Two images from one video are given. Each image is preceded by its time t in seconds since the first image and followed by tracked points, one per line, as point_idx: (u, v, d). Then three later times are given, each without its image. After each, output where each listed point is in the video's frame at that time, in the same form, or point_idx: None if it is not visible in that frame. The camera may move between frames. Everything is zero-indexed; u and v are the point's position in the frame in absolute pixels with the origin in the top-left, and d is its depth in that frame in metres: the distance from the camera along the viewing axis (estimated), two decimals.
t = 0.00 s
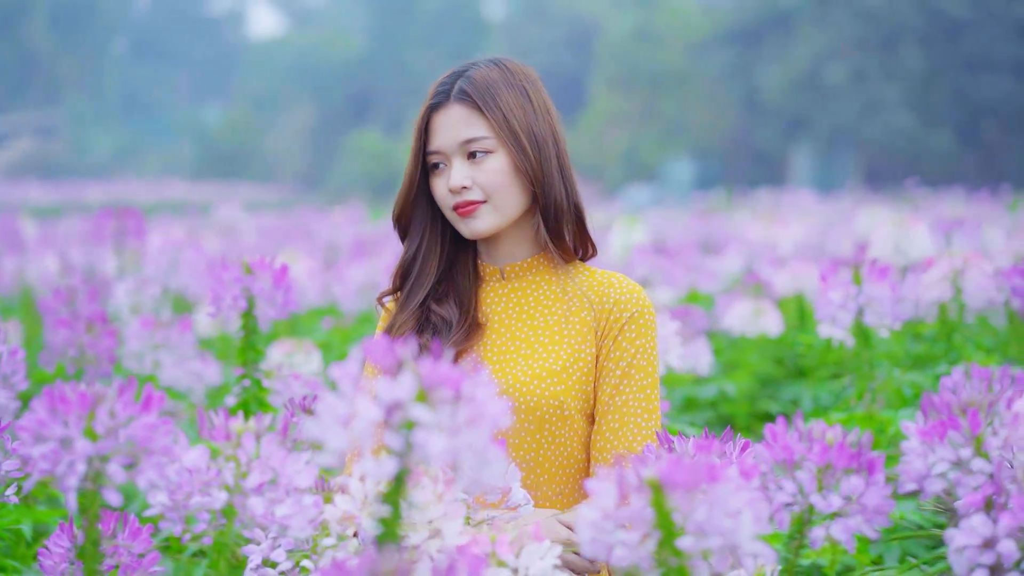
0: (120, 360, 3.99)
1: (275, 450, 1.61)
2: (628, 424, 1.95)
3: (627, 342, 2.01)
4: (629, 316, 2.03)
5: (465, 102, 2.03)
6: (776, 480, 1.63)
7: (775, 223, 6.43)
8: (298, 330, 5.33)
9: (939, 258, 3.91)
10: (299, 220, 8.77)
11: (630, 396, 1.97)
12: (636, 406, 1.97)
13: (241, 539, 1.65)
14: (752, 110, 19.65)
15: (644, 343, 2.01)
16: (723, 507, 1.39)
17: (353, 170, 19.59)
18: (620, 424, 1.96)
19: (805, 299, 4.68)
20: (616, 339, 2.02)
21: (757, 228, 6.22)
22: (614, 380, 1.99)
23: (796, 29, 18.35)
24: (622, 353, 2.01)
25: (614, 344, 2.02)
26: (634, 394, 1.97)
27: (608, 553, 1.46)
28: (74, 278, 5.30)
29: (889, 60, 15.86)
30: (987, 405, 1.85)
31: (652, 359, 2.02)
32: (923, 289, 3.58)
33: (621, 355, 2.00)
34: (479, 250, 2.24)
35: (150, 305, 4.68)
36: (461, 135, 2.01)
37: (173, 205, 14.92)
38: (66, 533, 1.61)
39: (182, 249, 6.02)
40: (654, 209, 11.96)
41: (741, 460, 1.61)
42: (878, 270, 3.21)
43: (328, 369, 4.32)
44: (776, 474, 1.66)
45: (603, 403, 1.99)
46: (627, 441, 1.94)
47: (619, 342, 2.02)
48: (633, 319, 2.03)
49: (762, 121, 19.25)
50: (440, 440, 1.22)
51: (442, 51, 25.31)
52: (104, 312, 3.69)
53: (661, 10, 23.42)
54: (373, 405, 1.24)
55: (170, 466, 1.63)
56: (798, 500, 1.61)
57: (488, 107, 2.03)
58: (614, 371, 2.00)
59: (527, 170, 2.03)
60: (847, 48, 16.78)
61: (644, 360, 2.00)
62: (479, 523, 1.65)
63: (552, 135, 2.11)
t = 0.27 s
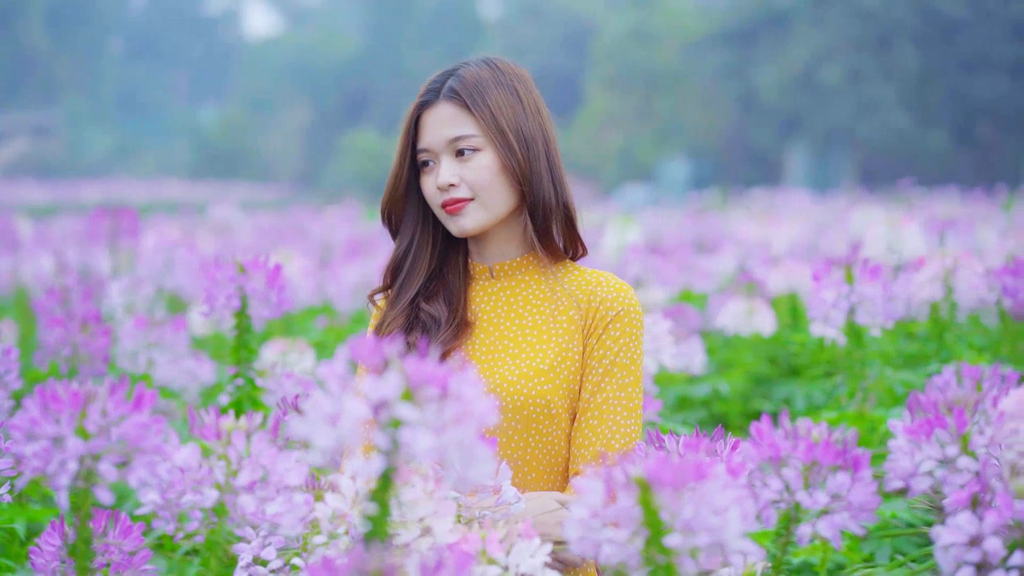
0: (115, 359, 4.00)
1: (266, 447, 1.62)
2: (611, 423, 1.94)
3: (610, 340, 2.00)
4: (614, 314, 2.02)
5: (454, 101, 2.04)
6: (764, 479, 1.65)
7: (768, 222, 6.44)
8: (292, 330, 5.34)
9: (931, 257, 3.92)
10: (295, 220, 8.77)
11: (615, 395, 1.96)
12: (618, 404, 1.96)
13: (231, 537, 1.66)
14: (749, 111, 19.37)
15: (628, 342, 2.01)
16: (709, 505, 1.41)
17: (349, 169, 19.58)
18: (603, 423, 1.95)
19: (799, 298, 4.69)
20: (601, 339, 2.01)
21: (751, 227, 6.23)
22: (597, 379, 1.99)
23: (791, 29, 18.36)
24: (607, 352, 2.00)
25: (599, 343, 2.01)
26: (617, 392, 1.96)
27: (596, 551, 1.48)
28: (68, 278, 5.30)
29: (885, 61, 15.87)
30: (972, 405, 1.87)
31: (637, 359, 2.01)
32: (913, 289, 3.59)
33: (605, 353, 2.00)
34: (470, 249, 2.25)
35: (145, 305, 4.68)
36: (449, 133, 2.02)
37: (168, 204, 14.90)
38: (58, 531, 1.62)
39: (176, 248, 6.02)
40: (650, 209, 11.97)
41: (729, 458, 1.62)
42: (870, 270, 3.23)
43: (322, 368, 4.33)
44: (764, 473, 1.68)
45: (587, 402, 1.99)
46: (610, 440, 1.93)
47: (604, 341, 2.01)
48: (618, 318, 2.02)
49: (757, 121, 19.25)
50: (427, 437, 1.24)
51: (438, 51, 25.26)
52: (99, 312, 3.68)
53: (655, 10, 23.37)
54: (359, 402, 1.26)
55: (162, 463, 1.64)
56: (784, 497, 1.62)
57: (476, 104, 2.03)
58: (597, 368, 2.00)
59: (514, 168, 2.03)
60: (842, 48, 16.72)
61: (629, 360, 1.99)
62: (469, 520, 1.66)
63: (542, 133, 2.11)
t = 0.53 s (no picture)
0: (110, 359, 3.99)
1: (256, 446, 1.63)
2: (596, 423, 1.95)
3: (596, 339, 2.01)
4: (600, 313, 2.03)
5: (444, 100, 2.05)
6: (752, 478, 1.66)
7: (763, 223, 6.45)
8: (288, 330, 5.34)
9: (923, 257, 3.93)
10: (292, 220, 8.76)
11: (601, 394, 1.97)
12: (603, 403, 1.97)
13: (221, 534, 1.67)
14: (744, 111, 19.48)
15: (614, 341, 2.01)
16: (696, 504, 1.42)
17: (347, 169, 19.57)
18: (589, 423, 1.95)
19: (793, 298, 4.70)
20: (587, 337, 2.02)
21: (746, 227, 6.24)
22: (582, 378, 1.99)
23: (788, 29, 18.36)
24: (593, 351, 2.01)
25: (585, 342, 2.02)
26: (602, 391, 1.97)
27: (585, 549, 1.48)
28: (63, 277, 5.29)
29: (881, 61, 15.87)
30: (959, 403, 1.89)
31: (622, 358, 2.02)
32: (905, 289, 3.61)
33: (590, 352, 2.00)
34: (460, 248, 2.25)
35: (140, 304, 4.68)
36: (438, 132, 2.03)
37: (164, 204, 14.88)
38: (49, 529, 1.62)
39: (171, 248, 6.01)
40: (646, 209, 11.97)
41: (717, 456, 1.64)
42: (862, 269, 3.26)
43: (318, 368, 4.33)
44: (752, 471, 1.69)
45: (571, 400, 1.99)
46: (595, 438, 1.94)
47: (590, 339, 2.01)
48: (604, 317, 2.03)
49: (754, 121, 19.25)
50: (412, 436, 1.25)
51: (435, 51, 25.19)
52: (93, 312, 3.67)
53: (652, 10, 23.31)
54: (346, 401, 1.28)
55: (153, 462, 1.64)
56: (772, 495, 1.64)
57: (465, 104, 2.04)
58: (582, 367, 2.00)
59: (502, 168, 2.03)
60: (839, 47, 16.73)
61: (613, 360, 2.00)
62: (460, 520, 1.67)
63: (532, 133, 2.11)
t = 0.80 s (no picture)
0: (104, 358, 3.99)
1: (246, 443, 1.64)
2: (581, 421, 1.96)
3: (581, 337, 2.02)
4: (586, 311, 2.04)
5: (433, 99, 2.06)
6: (741, 476, 1.66)
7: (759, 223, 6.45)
8: (283, 330, 5.34)
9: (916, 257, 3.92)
10: (288, 221, 8.77)
11: (586, 393, 1.99)
12: (589, 402, 1.98)
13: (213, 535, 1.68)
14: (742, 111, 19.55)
15: (599, 339, 2.03)
16: (686, 502, 1.42)
17: (345, 169, 19.56)
18: (574, 421, 1.97)
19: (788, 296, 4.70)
20: (573, 335, 2.03)
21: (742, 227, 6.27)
22: (567, 375, 2.00)
23: (787, 29, 18.35)
24: (579, 350, 2.02)
25: (571, 339, 2.03)
26: (586, 390, 1.99)
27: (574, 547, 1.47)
28: (57, 278, 5.28)
29: (879, 61, 15.88)
30: (946, 402, 1.90)
31: (607, 356, 2.03)
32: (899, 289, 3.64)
33: (575, 349, 2.02)
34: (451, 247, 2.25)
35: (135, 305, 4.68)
36: (427, 130, 2.04)
37: (161, 204, 14.87)
38: (40, 529, 1.62)
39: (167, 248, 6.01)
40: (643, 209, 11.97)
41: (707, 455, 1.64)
42: (855, 269, 3.27)
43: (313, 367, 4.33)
44: (742, 470, 1.70)
45: (556, 397, 2.00)
46: (579, 436, 1.96)
47: (576, 337, 2.03)
48: (589, 315, 2.04)
49: (751, 121, 19.26)
50: (401, 435, 1.25)
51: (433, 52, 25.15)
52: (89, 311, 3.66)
53: (650, 10, 23.31)
54: (333, 399, 1.29)
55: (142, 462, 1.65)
56: (762, 493, 1.64)
57: (454, 104, 2.05)
58: (567, 364, 2.01)
59: (490, 168, 2.04)
60: (837, 48, 16.71)
61: (598, 358, 2.02)
62: (452, 517, 1.68)
63: (521, 134, 2.12)
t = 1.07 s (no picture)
0: (99, 357, 3.98)
1: (237, 443, 1.67)
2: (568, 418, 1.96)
3: (567, 332, 2.03)
4: (573, 307, 2.05)
5: (422, 97, 2.07)
6: (732, 475, 1.67)
7: (755, 223, 6.45)
8: (279, 329, 5.34)
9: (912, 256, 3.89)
10: (286, 220, 8.75)
11: (573, 391, 1.99)
12: (575, 400, 1.98)
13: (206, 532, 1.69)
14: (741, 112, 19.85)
15: (585, 335, 2.03)
16: (674, 500, 1.42)
17: (343, 169, 19.52)
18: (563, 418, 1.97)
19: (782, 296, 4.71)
20: (559, 331, 2.03)
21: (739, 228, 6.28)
22: (554, 371, 2.01)
23: (785, 28, 18.33)
24: (565, 347, 2.02)
25: (557, 336, 2.03)
26: (573, 386, 1.99)
27: (564, 545, 1.48)
28: (52, 276, 5.27)
29: (877, 61, 15.87)
30: (935, 401, 1.92)
31: (594, 352, 2.03)
32: (891, 287, 3.62)
33: (562, 345, 2.02)
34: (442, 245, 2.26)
35: (130, 303, 4.67)
36: (415, 129, 2.04)
37: (158, 204, 14.83)
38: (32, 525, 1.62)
39: (163, 247, 6.00)
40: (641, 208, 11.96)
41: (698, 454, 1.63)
42: (848, 268, 3.29)
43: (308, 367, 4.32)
44: (732, 469, 1.70)
45: (545, 394, 2.01)
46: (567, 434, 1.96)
47: (562, 333, 2.03)
48: (576, 310, 2.04)
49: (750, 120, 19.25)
50: (393, 433, 1.25)
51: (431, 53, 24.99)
52: (83, 311, 3.65)
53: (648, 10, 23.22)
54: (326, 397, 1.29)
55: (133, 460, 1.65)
56: (752, 492, 1.64)
57: (441, 102, 2.05)
58: (554, 360, 2.02)
59: (477, 165, 2.04)
60: (835, 47, 16.70)
61: (585, 355, 2.02)
62: (442, 515, 1.69)
63: (510, 132, 2.11)
